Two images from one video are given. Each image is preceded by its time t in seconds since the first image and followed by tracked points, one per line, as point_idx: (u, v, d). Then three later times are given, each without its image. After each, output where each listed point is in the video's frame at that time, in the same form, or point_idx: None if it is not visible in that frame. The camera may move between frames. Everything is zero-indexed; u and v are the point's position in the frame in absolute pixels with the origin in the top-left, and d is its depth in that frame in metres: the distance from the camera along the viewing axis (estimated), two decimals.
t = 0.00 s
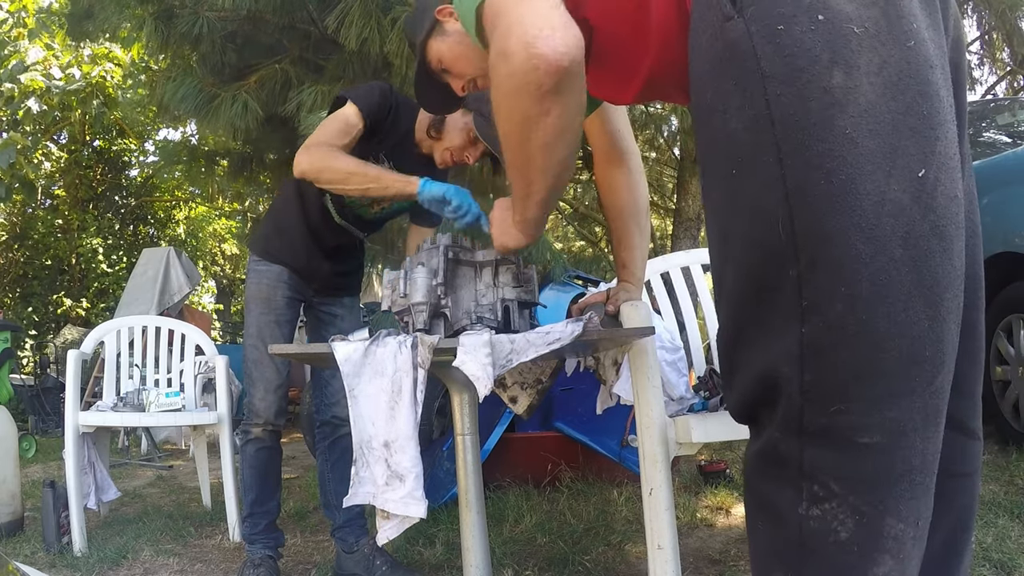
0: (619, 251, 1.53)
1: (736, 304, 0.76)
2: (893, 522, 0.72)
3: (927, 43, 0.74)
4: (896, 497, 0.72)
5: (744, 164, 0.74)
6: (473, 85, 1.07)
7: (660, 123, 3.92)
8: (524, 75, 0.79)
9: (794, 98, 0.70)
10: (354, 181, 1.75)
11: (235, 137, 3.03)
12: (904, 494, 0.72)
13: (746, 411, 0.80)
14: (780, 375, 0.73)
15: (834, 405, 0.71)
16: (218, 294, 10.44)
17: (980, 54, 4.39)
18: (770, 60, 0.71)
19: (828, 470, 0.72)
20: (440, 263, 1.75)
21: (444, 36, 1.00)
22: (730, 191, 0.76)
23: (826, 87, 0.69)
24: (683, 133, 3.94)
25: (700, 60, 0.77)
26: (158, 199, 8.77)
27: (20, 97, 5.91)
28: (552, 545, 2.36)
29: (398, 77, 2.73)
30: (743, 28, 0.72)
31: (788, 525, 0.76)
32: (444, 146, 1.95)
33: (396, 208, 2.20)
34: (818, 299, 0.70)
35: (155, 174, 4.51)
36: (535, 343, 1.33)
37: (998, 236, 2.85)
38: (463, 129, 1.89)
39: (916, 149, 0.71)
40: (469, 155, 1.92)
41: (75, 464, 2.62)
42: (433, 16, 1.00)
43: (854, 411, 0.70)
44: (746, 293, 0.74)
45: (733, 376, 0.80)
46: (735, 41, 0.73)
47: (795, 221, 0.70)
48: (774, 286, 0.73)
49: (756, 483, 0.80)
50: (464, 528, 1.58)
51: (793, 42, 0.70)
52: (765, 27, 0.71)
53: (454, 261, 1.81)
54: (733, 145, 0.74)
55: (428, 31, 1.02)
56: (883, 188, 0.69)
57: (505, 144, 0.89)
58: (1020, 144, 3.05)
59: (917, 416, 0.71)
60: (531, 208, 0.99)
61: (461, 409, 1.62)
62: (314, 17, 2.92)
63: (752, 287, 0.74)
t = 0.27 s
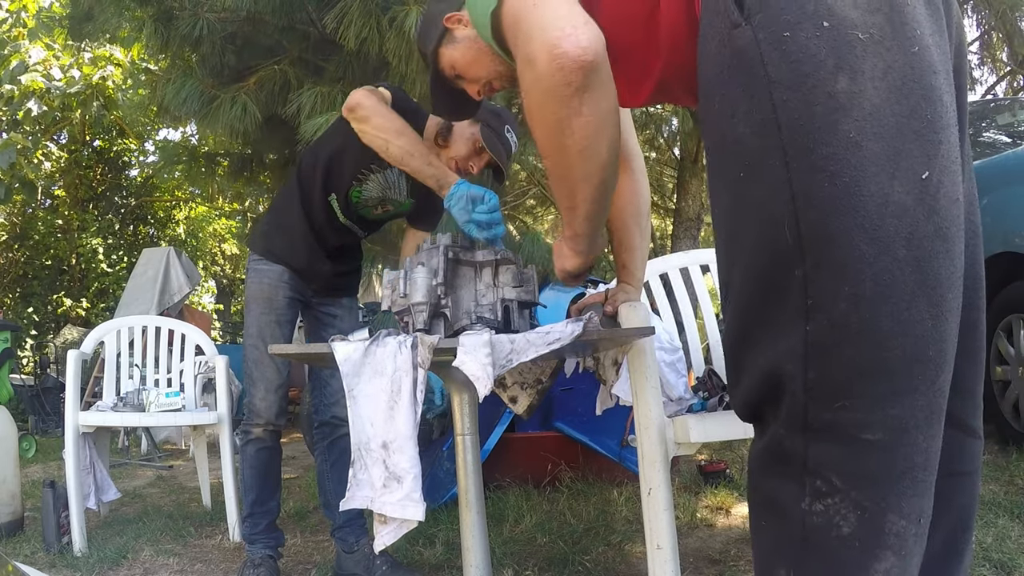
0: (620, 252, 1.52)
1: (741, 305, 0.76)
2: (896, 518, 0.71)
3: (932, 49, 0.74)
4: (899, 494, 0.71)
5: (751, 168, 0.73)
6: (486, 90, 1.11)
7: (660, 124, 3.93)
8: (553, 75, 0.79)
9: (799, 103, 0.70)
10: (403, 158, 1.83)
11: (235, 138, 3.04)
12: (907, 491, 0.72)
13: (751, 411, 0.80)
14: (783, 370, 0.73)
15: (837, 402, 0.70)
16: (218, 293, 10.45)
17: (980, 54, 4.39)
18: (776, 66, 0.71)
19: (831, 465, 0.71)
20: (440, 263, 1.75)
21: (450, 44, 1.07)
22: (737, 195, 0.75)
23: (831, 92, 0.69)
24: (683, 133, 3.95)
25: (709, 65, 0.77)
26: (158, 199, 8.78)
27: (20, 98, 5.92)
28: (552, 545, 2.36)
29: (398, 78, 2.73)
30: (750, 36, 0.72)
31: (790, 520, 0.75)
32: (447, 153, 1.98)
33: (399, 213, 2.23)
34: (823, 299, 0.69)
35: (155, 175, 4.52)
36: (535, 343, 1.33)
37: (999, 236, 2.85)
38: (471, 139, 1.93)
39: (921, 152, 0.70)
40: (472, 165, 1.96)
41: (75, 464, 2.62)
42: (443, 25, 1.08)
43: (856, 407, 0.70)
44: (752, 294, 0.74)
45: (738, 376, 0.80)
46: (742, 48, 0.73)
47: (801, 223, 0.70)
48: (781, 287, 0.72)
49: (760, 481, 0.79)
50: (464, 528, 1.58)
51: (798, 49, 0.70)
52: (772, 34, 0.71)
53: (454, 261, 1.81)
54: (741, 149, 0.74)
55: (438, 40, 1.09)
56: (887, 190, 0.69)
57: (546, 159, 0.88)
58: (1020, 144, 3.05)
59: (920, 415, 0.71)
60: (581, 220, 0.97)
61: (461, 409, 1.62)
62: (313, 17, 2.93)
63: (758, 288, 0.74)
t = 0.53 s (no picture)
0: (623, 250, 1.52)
1: (752, 308, 0.77)
2: (900, 512, 0.71)
3: (939, 61, 0.75)
4: (902, 488, 0.71)
5: (764, 175, 0.74)
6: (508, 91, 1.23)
7: (660, 124, 3.92)
8: (543, 105, 0.92)
9: (810, 114, 0.71)
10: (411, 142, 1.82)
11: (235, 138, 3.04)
12: (912, 486, 0.71)
13: (758, 409, 0.80)
14: (791, 367, 0.73)
15: (843, 397, 0.70)
16: (219, 293, 10.45)
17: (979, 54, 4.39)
18: (790, 79, 0.71)
19: (837, 457, 0.71)
20: (439, 263, 1.75)
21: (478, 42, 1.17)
22: (750, 201, 0.76)
23: (841, 103, 0.70)
24: (683, 133, 3.95)
25: (725, 79, 0.78)
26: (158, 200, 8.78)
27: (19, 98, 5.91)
28: (552, 544, 2.36)
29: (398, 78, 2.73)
30: (765, 49, 0.73)
31: (796, 514, 0.75)
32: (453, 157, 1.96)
33: (404, 215, 2.22)
34: (832, 298, 0.70)
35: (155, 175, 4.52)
36: (535, 343, 1.33)
37: (999, 236, 2.85)
38: (477, 144, 1.93)
39: (927, 159, 0.72)
40: (477, 169, 1.96)
41: (75, 464, 2.62)
42: (462, 31, 1.18)
43: (863, 401, 0.70)
44: (761, 297, 0.75)
45: (745, 375, 0.80)
46: (757, 61, 0.74)
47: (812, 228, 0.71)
48: (791, 289, 0.72)
49: (767, 473, 0.79)
50: (464, 528, 1.58)
51: (810, 62, 0.71)
52: (785, 48, 0.72)
53: (454, 261, 1.81)
54: (755, 157, 0.75)
55: (460, 46, 1.20)
56: (894, 196, 0.70)
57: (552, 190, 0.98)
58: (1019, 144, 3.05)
59: (925, 412, 0.71)
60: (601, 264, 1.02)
61: (461, 409, 1.62)
62: (313, 17, 2.93)
63: (768, 291, 0.74)
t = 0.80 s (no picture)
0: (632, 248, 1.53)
1: (764, 309, 0.78)
2: (903, 505, 0.72)
3: (951, 75, 0.77)
4: (906, 481, 0.72)
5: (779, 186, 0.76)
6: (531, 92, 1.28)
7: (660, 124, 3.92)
8: (548, 107, 0.99)
9: (825, 128, 0.73)
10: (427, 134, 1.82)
11: (235, 137, 3.03)
12: (917, 480, 0.72)
13: (765, 407, 0.82)
14: (802, 366, 0.74)
15: (851, 392, 0.72)
16: (219, 293, 10.45)
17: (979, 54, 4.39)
18: (806, 95, 0.73)
19: (844, 449, 0.73)
20: (439, 263, 1.75)
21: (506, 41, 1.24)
22: (766, 209, 0.78)
23: (854, 119, 0.72)
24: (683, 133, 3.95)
25: (745, 94, 0.80)
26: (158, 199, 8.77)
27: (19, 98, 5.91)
28: (552, 545, 2.36)
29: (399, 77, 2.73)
30: (784, 67, 0.75)
31: (801, 505, 0.76)
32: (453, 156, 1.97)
33: (405, 216, 2.21)
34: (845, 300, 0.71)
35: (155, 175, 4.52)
36: (535, 343, 1.33)
37: (999, 236, 2.85)
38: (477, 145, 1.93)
39: (939, 169, 0.73)
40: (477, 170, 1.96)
41: (75, 464, 2.62)
42: (486, 35, 1.26)
43: (871, 397, 0.72)
44: (774, 300, 0.77)
45: (755, 373, 0.82)
46: (777, 79, 0.75)
47: (826, 236, 0.72)
48: (803, 295, 0.74)
49: (774, 465, 0.80)
50: (464, 529, 1.58)
51: (827, 79, 0.73)
52: (803, 66, 0.74)
53: (454, 261, 1.81)
54: (771, 168, 0.76)
55: (485, 50, 1.27)
56: (905, 204, 0.72)
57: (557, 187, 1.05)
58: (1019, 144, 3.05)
59: (931, 410, 0.72)
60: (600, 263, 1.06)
61: (461, 409, 1.62)
62: (313, 16, 2.94)
63: (781, 296, 0.76)
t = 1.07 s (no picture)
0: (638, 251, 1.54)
1: (783, 309, 0.84)
2: (909, 494, 0.78)
3: (964, 95, 0.82)
4: (913, 472, 0.78)
5: (802, 191, 0.81)
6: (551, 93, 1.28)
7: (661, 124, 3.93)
8: (559, 105, 1.00)
9: (848, 141, 0.78)
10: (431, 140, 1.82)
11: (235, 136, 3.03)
12: (922, 470, 0.78)
13: (777, 400, 0.87)
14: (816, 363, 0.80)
15: (861, 387, 0.78)
16: (218, 294, 10.44)
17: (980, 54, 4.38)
18: (830, 108, 0.78)
19: (854, 441, 0.78)
20: (440, 263, 1.75)
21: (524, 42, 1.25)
22: (787, 215, 0.83)
23: (876, 132, 0.77)
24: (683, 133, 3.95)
25: (769, 103, 0.85)
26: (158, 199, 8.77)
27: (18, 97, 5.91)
28: (552, 545, 2.36)
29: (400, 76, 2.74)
30: (809, 79, 0.80)
31: (811, 499, 0.82)
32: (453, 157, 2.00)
33: (405, 216, 2.22)
34: (862, 303, 0.77)
35: (154, 174, 4.52)
36: (537, 344, 1.33)
37: (999, 236, 2.85)
38: (475, 147, 1.97)
39: (951, 185, 0.78)
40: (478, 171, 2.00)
41: (75, 464, 2.62)
42: (507, 36, 1.26)
43: (881, 393, 0.78)
44: (793, 300, 0.82)
45: (768, 369, 0.88)
46: (803, 90, 0.80)
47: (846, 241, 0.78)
48: (821, 296, 0.80)
49: (783, 460, 0.86)
50: (464, 529, 1.58)
51: (851, 93, 0.78)
52: (827, 79, 0.79)
53: (454, 261, 1.81)
54: (795, 175, 0.82)
55: (504, 51, 1.27)
56: (921, 215, 0.77)
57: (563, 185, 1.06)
58: (1019, 144, 3.05)
59: (938, 409, 0.77)
60: (604, 265, 1.07)
61: (461, 409, 1.62)
62: (314, 15, 2.94)
63: (800, 296, 0.81)
